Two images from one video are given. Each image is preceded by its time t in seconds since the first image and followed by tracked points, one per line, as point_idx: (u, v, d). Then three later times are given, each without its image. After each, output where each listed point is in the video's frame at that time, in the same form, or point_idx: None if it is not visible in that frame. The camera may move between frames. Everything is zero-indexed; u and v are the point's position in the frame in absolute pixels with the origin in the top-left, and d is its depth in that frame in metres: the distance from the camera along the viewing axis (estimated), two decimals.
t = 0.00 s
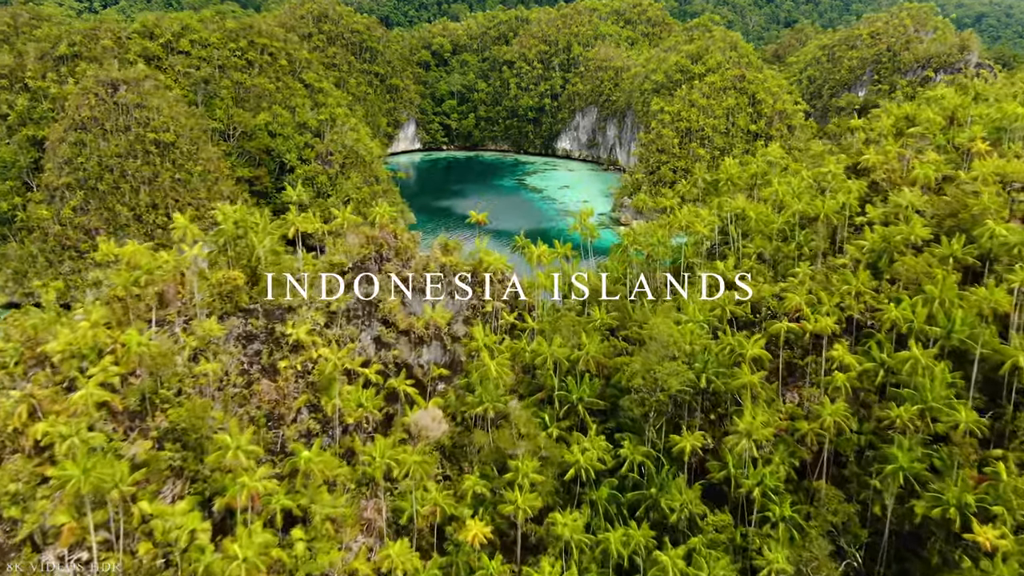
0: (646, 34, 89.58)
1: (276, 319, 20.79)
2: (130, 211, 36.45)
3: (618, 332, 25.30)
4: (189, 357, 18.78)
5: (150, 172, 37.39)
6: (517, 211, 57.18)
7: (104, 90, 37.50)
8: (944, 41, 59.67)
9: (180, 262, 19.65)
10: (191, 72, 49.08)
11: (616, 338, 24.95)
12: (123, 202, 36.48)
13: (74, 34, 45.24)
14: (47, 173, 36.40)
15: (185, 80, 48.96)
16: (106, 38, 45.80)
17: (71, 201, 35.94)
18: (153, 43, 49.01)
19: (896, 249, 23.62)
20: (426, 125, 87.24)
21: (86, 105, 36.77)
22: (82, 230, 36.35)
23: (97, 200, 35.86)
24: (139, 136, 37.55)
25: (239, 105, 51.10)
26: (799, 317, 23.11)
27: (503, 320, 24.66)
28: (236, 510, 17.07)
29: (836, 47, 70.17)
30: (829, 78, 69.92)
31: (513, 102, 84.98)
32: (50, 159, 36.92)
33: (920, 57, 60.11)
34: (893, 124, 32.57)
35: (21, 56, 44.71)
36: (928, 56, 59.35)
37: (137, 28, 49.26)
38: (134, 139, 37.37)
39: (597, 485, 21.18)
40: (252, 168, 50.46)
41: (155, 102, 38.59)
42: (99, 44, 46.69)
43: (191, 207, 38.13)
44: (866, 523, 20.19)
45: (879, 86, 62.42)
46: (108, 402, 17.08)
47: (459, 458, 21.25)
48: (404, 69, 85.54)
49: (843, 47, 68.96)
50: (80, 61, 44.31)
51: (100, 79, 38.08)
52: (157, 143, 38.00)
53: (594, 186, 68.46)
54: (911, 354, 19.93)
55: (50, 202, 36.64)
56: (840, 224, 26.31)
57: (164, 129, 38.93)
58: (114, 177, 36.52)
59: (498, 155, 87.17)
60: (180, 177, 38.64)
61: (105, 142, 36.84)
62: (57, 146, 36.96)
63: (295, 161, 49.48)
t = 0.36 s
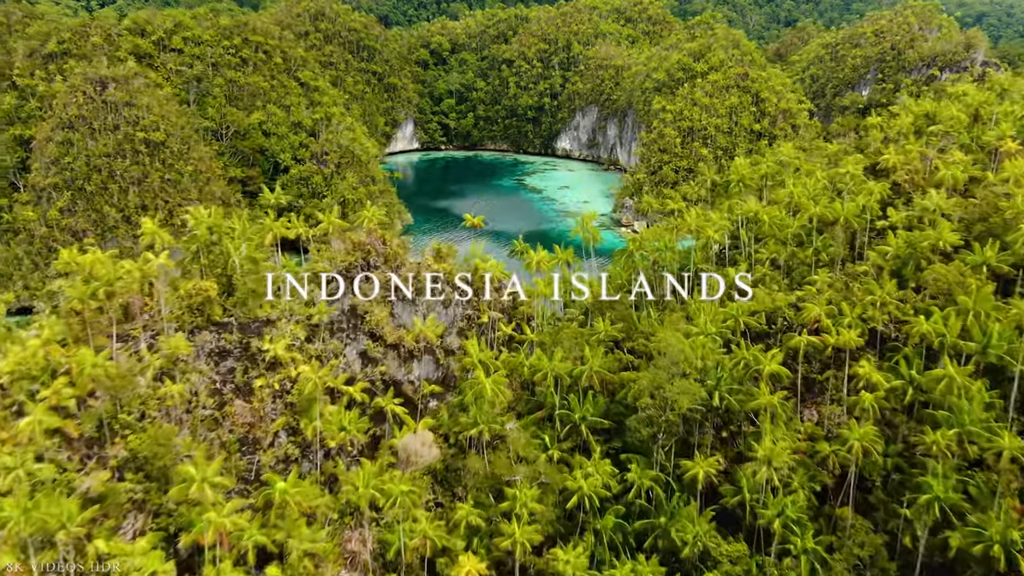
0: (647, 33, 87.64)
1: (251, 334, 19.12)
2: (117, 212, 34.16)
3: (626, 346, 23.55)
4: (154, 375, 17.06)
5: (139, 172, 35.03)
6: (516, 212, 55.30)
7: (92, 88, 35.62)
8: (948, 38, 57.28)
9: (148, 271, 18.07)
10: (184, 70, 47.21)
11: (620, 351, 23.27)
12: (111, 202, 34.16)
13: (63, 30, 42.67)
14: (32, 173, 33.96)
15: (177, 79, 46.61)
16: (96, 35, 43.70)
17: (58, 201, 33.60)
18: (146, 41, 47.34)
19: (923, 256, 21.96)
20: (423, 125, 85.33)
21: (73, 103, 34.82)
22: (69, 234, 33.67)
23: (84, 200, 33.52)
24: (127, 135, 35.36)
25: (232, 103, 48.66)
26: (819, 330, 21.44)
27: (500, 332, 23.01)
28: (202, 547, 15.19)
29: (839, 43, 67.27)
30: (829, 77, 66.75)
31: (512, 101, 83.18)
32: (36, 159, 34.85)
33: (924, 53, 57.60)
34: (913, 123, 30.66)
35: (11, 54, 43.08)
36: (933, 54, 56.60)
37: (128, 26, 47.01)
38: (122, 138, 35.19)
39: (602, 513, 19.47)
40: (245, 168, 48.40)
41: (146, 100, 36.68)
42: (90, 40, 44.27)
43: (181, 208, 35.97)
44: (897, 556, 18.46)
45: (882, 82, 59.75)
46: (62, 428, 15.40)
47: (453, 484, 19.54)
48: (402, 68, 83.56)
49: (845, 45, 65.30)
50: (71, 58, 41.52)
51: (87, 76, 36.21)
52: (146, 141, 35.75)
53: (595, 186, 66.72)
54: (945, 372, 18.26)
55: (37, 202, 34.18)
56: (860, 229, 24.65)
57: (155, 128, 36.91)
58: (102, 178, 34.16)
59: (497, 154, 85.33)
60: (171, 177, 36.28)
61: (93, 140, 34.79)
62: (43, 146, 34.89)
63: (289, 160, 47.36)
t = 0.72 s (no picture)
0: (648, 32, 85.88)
1: (224, 353, 17.47)
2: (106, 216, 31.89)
3: (632, 361, 21.82)
4: (112, 399, 15.40)
5: (128, 173, 33.32)
6: (515, 213, 53.52)
7: (80, 87, 34.02)
8: (954, 36, 54.76)
9: (106, 284, 16.34)
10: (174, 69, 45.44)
11: (626, 366, 21.61)
12: (99, 204, 32.14)
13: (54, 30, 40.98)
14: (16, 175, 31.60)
15: (168, 77, 44.99)
16: (85, 33, 41.84)
17: (44, 203, 31.54)
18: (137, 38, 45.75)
19: (954, 265, 20.30)
20: (422, 124, 83.45)
21: (61, 101, 33.14)
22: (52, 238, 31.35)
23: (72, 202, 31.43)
24: (116, 134, 33.68)
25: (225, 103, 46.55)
26: (842, 345, 19.78)
27: (496, 346, 21.29)
28: None
29: (841, 42, 64.77)
30: (830, 75, 64.09)
31: (512, 100, 81.47)
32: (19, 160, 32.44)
33: (931, 51, 54.91)
34: (936, 124, 28.84)
35: None
36: (939, 53, 54.08)
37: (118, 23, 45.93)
38: (111, 138, 33.41)
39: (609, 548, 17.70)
40: (237, 169, 45.56)
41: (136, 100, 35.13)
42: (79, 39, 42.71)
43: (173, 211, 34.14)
44: None
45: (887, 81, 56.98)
46: (6, 462, 13.28)
47: (446, 516, 17.79)
48: (400, 66, 81.64)
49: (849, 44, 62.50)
50: (59, 56, 39.77)
51: (75, 74, 34.65)
52: (137, 143, 34.17)
53: (594, 186, 65.16)
54: (988, 398, 16.58)
55: (21, 205, 31.56)
56: (882, 235, 22.95)
57: (145, 127, 35.21)
58: (89, 179, 32.21)
59: (496, 154, 83.59)
60: (160, 179, 34.65)
61: (80, 141, 33.00)
62: (27, 145, 32.52)
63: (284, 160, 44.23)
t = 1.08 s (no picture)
0: (648, 30, 83.98)
1: (190, 377, 15.70)
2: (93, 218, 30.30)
3: (640, 379, 20.04)
4: (59, 431, 13.51)
5: (116, 174, 31.70)
6: (514, 214, 51.91)
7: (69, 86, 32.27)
8: (961, 34, 51.99)
9: (54, 301, 14.49)
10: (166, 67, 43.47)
11: (632, 386, 19.93)
12: (86, 205, 30.49)
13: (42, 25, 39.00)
14: None
15: (159, 75, 43.01)
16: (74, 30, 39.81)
17: (29, 205, 29.49)
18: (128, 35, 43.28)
19: (991, 276, 18.59)
20: (420, 124, 81.80)
21: (47, 100, 31.41)
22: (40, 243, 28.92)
23: (58, 204, 29.66)
24: (104, 134, 32.14)
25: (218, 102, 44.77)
26: (870, 364, 18.14)
27: (492, 364, 19.72)
28: None
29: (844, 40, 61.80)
30: (834, 75, 60.97)
31: (511, 99, 79.71)
32: None
33: (937, 50, 52.11)
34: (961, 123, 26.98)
35: None
36: (944, 52, 51.05)
37: (107, 19, 43.39)
38: (98, 138, 31.83)
39: None
40: (230, 170, 43.40)
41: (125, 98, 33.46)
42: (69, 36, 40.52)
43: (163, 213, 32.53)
44: None
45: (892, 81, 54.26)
46: None
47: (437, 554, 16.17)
48: (399, 65, 79.74)
49: (853, 42, 59.20)
50: (47, 54, 37.86)
51: (61, 72, 32.81)
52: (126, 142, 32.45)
53: (594, 187, 63.60)
54: None
55: None
56: (910, 242, 21.29)
57: (133, 126, 33.51)
58: (76, 179, 30.53)
59: (495, 154, 81.97)
60: (150, 180, 33.01)
61: (67, 140, 31.23)
62: (9, 145, 30.74)
63: (278, 160, 42.48)
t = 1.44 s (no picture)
0: (648, 29, 81.95)
1: (148, 403, 13.75)
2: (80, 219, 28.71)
3: (650, 400, 18.45)
4: None
5: (104, 175, 29.98)
6: (514, 215, 50.19)
7: (56, 83, 30.52)
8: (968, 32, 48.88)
9: None
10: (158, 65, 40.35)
11: (640, 407, 18.39)
12: (73, 206, 28.88)
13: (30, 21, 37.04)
14: None
15: (149, 74, 39.84)
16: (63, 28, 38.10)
17: (13, 206, 27.86)
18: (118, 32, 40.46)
19: None
20: (418, 123, 80.17)
21: (33, 98, 29.71)
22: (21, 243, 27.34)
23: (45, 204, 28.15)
24: (92, 134, 30.41)
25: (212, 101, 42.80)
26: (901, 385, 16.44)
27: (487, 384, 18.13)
28: None
29: (850, 38, 59.00)
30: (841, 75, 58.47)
31: (511, 99, 77.87)
32: None
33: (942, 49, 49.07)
34: (988, 121, 25.05)
35: None
36: (950, 50, 47.51)
37: (96, 16, 40.92)
38: (86, 138, 30.13)
39: None
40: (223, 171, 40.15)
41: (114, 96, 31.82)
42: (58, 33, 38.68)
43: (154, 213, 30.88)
44: None
45: (896, 80, 51.24)
46: None
47: None
48: (397, 65, 77.89)
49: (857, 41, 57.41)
50: (36, 52, 35.86)
51: (48, 68, 31.02)
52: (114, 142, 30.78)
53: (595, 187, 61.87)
54: None
55: None
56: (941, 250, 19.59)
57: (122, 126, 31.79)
58: (64, 180, 28.84)
59: (494, 154, 80.34)
60: (138, 180, 31.31)
61: (54, 138, 29.48)
62: None
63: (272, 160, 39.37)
